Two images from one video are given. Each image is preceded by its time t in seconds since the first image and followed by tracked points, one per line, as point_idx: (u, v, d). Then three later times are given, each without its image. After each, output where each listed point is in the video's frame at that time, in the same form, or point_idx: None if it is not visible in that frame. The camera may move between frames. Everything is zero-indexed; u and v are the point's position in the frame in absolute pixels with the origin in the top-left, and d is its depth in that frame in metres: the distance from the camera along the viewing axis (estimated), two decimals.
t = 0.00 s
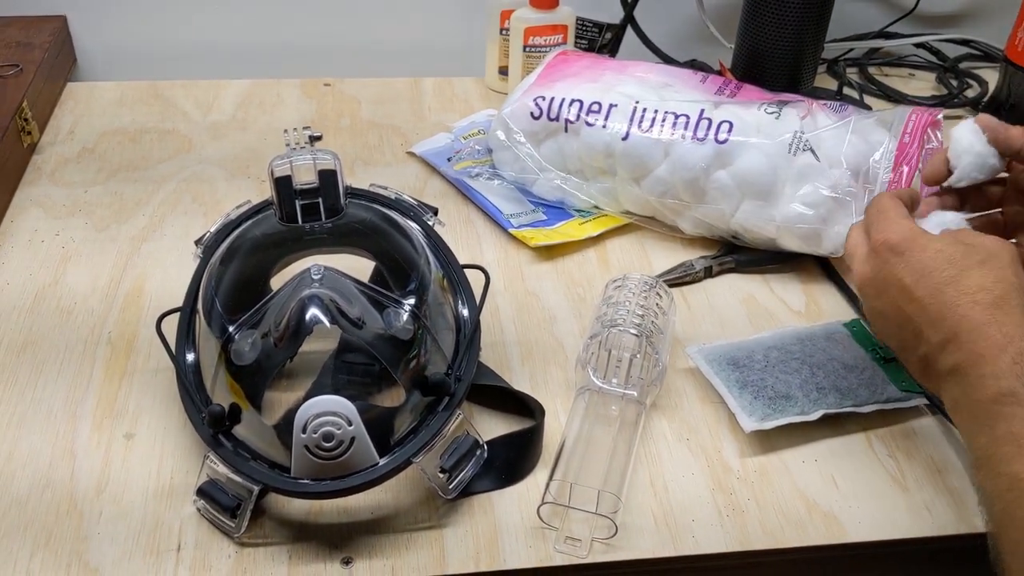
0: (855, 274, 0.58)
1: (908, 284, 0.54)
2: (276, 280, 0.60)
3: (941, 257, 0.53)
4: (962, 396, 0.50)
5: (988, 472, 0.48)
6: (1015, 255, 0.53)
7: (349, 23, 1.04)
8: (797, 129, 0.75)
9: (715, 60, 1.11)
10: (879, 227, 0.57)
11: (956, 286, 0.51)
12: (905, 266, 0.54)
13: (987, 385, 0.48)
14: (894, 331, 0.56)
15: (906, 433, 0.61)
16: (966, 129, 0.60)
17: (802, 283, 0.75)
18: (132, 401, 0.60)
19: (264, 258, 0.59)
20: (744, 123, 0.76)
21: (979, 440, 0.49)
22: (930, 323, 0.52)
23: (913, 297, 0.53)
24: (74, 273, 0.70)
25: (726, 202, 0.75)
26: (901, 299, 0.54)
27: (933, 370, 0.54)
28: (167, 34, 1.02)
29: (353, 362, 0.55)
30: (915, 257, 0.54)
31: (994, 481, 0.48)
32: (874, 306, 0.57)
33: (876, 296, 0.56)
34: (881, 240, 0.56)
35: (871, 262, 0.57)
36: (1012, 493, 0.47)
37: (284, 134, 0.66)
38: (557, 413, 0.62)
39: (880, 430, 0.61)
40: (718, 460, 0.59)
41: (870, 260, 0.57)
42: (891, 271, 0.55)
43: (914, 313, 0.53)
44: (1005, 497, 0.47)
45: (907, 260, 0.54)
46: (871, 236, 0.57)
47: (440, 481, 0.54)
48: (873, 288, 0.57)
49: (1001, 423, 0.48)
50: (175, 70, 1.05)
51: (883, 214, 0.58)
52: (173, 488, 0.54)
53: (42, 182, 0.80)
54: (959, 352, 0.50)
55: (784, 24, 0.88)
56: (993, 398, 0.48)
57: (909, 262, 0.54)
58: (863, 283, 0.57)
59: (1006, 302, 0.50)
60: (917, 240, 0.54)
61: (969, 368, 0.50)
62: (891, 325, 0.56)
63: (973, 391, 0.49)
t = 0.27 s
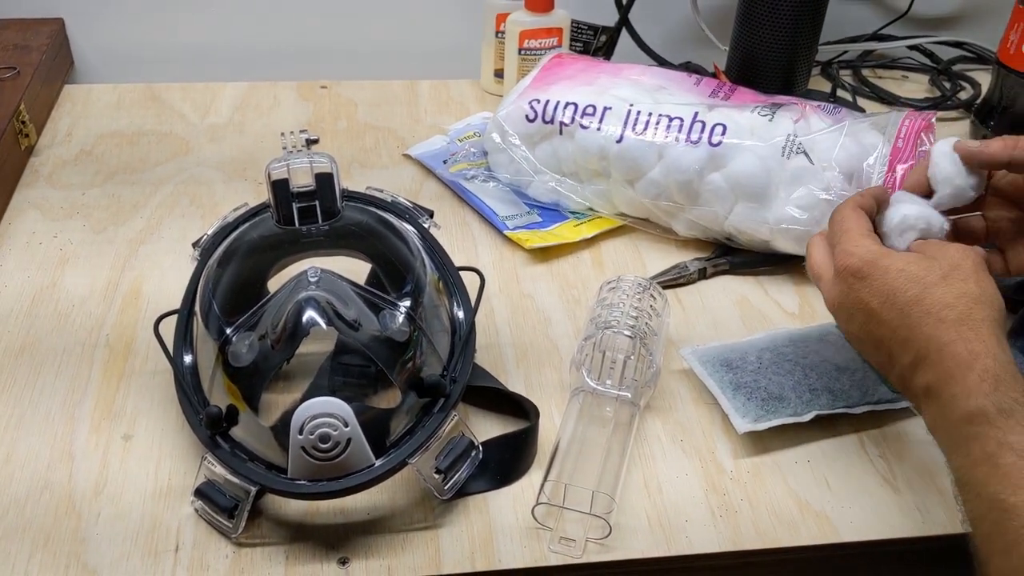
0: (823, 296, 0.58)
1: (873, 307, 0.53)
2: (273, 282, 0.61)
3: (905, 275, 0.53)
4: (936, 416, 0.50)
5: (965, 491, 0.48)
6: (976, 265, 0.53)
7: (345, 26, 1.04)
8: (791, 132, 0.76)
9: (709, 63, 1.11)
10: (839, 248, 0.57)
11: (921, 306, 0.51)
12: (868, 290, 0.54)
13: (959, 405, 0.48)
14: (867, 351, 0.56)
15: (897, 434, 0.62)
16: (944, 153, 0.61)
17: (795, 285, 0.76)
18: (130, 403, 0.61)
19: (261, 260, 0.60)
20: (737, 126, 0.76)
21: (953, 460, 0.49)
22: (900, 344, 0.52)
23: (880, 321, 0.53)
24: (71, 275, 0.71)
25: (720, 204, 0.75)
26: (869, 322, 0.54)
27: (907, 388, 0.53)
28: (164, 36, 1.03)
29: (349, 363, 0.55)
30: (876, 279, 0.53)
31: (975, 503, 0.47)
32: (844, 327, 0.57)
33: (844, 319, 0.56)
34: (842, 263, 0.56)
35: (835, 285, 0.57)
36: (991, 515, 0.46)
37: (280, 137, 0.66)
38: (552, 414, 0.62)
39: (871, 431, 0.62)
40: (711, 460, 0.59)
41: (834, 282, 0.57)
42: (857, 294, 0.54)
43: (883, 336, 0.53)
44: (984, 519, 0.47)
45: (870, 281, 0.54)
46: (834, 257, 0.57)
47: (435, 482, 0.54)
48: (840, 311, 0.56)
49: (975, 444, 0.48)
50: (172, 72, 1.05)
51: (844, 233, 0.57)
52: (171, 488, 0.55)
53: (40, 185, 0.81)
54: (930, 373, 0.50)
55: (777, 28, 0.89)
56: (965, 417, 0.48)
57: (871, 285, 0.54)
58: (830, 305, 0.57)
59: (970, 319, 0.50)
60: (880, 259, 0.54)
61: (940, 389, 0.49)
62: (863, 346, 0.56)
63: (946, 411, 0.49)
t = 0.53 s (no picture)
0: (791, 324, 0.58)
1: (841, 332, 0.53)
2: (269, 286, 0.61)
3: (865, 296, 0.52)
4: (918, 437, 0.50)
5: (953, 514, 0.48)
6: (937, 274, 0.53)
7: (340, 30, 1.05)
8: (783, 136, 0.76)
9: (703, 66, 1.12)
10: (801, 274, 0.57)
11: (888, 325, 0.51)
12: (832, 316, 0.54)
13: (939, 425, 0.48)
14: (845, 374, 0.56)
15: (890, 435, 0.62)
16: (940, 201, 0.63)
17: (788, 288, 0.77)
18: (127, 406, 0.61)
19: (257, 265, 0.60)
20: (730, 129, 0.77)
21: (941, 482, 0.49)
22: (873, 367, 0.52)
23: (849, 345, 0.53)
24: (68, 279, 0.71)
25: (713, 207, 0.76)
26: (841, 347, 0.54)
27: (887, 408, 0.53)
28: (160, 41, 1.03)
29: (344, 366, 0.56)
30: (839, 302, 0.53)
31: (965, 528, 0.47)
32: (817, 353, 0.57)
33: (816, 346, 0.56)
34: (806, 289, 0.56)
35: (801, 313, 0.57)
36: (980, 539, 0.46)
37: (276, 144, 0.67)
38: (547, 417, 0.63)
39: (865, 433, 0.62)
40: (705, 462, 0.60)
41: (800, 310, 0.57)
42: (822, 320, 0.54)
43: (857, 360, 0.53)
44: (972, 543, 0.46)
45: (832, 306, 0.54)
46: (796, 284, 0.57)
47: (431, 484, 0.54)
48: (811, 338, 0.56)
49: (958, 466, 0.47)
50: (168, 77, 1.06)
51: (801, 262, 0.57)
52: (168, 492, 0.55)
53: (36, 189, 0.81)
54: (908, 394, 0.50)
55: (769, 32, 0.90)
56: (947, 436, 0.48)
57: (833, 310, 0.53)
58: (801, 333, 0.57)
59: (939, 333, 0.50)
60: (840, 282, 0.54)
61: (919, 409, 0.49)
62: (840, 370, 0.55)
63: (928, 431, 0.49)
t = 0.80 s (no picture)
0: (745, 336, 0.57)
1: (812, 340, 0.52)
2: (266, 293, 0.61)
3: (841, 305, 0.53)
4: (890, 449, 0.49)
5: (929, 527, 0.47)
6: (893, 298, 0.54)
7: (338, 34, 1.04)
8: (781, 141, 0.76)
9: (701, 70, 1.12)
10: (763, 286, 0.56)
11: (864, 334, 0.51)
12: (802, 324, 0.53)
13: (920, 435, 0.48)
14: (798, 390, 0.55)
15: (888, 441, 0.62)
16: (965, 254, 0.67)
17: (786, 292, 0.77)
18: (123, 413, 0.61)
19: (254, 271, 0.60)
20: (728, 134, 0.77)
21: (914, 495, 0.48)
22: (841, 376, 0.51)
23: (818, 353, 0.52)
24: (64, 285, 0.71)
25: (710, 213, 0.76)
26: (807, 356, 0.52)
27: (849, 422, 0.52)
28: (157, 45, 1.03)
29: (341, 374, 0.55)
30: (810, 311, 0.53)
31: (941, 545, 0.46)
32: (771, 367, 0.56)
33: (773, 357, 0.55)
34: (771, 298, 0.55)
35: (761, 323, 0.56)
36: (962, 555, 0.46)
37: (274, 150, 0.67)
38: (544, 423, 0.63)
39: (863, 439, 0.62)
40: (703, 468, 0.60)
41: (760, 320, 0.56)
42: (789, 327, 0.53)
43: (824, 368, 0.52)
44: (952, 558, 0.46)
45: (802, 314, 0.53)
46: (757, 294, 0.56)
47: (428, 492, 0.54)
48: (769, 349, 0.55)
49: (937, 477, 0.47)
50: (165, 81, 1.05)
51: (764, 271, 0.57)
52: (164, 499, 0.55)
53: (33, 195, 0.81)
54: (883, 402, 0.50)
55: (766, 36, 0.90)
56: (929, 447, 0.48)
57: (804, 317, 0.53)
58: (757, 345, 0.56)
59: (912, 347, 0.51)
60: (810, 292, 0.54)
61: (895, 419, 0.49)
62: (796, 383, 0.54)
63: (906, 442, 0.49)
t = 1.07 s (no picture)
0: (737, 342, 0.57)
1: (801, 347, 0.53)
2: (248, 304, 0.61)
3: (829, 312, 0.53)
4: (878, 458, 0.50)
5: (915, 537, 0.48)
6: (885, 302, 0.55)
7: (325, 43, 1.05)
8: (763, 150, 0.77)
9: (687, 79, 1.12)
10: (751, 292, 0.57)
11: (851, 340, 0.51)
12: (790, 330, 0.53)
13: (906, 444, 0.49)
14: (791, 395, 0.55)
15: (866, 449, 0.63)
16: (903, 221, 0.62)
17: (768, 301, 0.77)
18: (106, 424, 0.61)
19: (236, 282, 0.60)
20: (711, 143, 0.77)
21: (902, 504, 0.49)
22: (830, 383, 0.52)
23: (807, 359, 0.52)
24: (48, 296, 0.71)
25: (694, 222, 0.76)
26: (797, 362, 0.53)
27: (839, 429, 0.53)
28: (144, 54, 1.03)
29: (322, 385, 0.56)
30: (798, 316, 0.53)
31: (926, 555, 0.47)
32: (763, 372, 0.56)
33: (765, 363, 0.56)
34: (759, 304, 0.55)
35: (752, 329, 0.56)
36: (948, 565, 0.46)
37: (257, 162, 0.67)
38: (526, 432, 0.63)
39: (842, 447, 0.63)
40: (683, 477, 0.60)
41: (751, 325, 0.56)
42: (777, 333, 0.54)
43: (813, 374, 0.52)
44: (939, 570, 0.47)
45: (790, 320, 0.54)
46: (746, 300, 0.57)
47: (409, 502, 0.55)
48: (761, 354, 0.56)
49: (924, 488, 0.48)
50: (153, 90, 1.06)
51: (751, 278, 0.57)
52: (146, 510, 0.55)
53: (18, 205, 0.81)
54: (871, 410, 0.50)
55: (750, 45, 0.90)
56: (914, 458, 0.48)
57: (792, 323, 0.53)
58: (749, 350, 0.56)
59: (899, 354, 0.51)
60: (799, 297, 0.54)
61: (882, 428, 0.50)
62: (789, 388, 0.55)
63: (894, 450, 0.49)
